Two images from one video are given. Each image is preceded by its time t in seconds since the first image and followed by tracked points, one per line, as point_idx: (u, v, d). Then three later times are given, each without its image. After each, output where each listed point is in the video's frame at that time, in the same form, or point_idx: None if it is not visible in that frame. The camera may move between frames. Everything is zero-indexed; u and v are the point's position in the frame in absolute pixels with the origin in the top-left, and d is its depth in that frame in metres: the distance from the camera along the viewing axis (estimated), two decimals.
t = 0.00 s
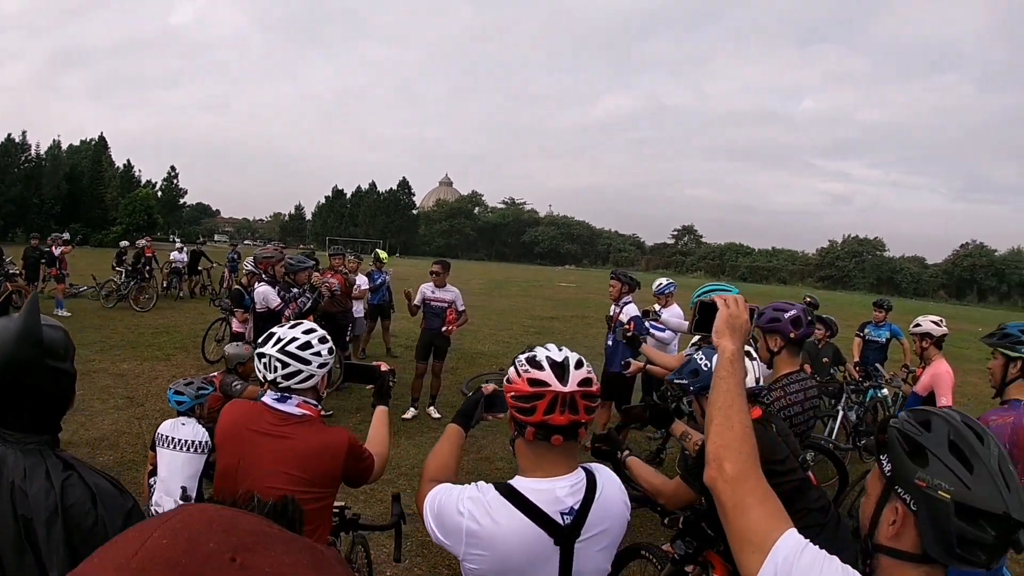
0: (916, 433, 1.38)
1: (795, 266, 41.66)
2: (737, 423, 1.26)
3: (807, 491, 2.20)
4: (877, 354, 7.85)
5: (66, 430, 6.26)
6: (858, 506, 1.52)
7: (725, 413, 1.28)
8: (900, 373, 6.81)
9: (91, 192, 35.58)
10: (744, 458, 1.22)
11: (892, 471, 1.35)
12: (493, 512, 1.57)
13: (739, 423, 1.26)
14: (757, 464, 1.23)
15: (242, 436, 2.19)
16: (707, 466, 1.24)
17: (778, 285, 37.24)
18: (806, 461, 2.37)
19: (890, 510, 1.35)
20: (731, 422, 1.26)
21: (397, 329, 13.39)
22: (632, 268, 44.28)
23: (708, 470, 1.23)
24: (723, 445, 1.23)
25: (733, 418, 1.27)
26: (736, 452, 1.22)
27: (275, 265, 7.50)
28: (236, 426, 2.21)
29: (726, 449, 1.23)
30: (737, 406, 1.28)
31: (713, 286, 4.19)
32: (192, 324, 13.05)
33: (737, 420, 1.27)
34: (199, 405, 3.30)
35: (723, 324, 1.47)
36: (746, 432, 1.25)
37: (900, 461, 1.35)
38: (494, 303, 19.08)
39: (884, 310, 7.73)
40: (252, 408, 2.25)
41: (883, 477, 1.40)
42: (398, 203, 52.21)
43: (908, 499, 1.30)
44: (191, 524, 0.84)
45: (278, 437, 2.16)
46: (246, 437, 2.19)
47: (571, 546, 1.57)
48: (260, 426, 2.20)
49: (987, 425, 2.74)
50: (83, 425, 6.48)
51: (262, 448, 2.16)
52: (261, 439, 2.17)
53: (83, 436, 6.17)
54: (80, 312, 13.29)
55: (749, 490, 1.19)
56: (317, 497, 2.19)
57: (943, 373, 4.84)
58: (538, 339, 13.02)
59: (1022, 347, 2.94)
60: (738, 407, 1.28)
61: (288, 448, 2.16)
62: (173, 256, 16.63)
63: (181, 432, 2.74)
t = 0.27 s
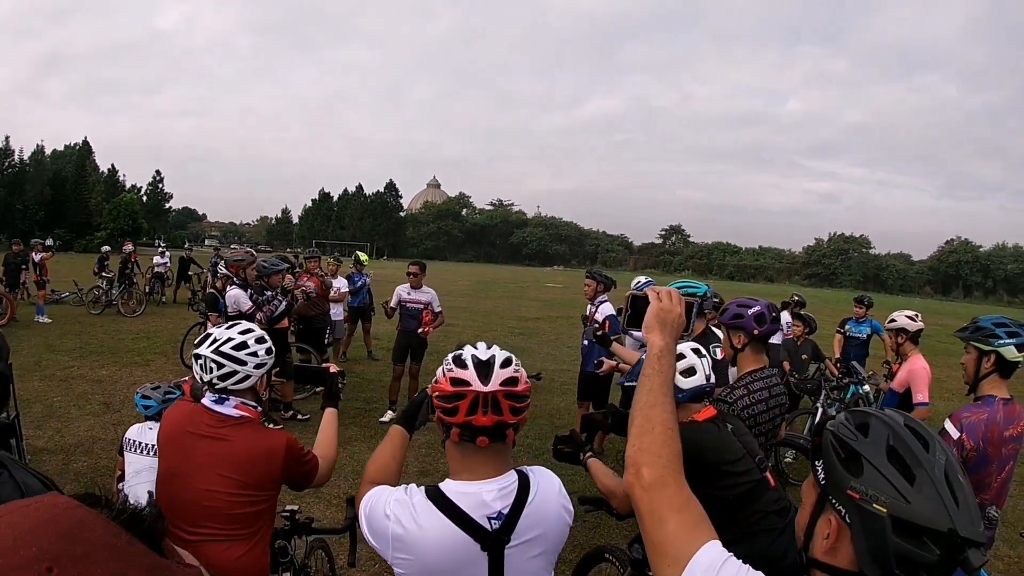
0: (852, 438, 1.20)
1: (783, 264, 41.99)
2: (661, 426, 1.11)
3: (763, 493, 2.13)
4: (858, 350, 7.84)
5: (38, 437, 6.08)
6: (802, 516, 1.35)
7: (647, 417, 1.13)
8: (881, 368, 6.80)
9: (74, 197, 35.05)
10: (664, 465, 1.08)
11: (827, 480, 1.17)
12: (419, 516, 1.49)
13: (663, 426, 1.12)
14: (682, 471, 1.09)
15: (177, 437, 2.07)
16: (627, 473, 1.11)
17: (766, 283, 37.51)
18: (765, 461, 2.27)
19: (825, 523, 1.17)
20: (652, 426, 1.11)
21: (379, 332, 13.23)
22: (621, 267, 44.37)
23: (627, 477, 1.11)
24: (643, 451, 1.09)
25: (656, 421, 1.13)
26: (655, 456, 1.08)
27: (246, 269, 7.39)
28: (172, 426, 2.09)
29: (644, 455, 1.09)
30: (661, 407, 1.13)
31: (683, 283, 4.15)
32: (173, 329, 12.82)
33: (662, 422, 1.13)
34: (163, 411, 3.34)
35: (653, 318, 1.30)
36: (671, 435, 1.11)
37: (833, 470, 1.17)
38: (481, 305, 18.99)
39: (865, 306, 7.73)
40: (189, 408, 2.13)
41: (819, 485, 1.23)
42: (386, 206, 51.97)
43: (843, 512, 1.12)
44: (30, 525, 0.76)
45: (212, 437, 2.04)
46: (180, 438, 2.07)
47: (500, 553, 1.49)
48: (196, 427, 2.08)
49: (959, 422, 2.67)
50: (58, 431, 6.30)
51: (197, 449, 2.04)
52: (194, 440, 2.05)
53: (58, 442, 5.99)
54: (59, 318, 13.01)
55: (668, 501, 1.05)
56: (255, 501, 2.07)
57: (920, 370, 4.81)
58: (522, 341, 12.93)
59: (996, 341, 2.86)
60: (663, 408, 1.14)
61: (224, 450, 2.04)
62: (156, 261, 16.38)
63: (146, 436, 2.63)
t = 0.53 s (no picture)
0: (835, 449, 1.08)
1: (786, 259, 41.77)
2: (631, 425, 0.99)
3: (750, 496, 2.05)
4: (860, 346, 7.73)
5: (33, 426, 6.03)
6: (779, 532, 1.23)
7: (615, 414, 1.00)
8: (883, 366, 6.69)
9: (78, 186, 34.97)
10: (631, 470, 0.96)
11: (807, 492, 1.05)
12: (381, 515, 1.41)
13: (633, 424, 0.99)
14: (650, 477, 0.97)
15: (144, 428, 1.99)
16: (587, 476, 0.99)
17: (770, 278, 37.29)
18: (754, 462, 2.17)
19: (804, 541, 1.05)
20: (619, 425, 0.99)
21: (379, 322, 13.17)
22: (624, 261, 44.22)
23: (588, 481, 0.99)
24: (608, 452, 0.97)
25: (624, 419, 1.00)
26: (621, 459, 0.96)
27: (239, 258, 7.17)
28: (140, 417, 2.01)
29: (609, 458, 0.97)
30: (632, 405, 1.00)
31: (679, 274, 4.04)
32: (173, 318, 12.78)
33: (631, 421, 1.00)
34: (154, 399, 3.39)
35: (626, 309, 1.18)
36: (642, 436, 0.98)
37: (814, 483, 1.05)
38: (482, 297, 18.89)
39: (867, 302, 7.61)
40: (159, 399, 2.06)
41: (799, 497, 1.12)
42: (390, 197, 51.77)
43: (823, 529, 1.00)
44: None
45: (177, 427, 1.96)
46: (147, 430, 1.99)
47: (465, 556, 1.41)
48: (164, 418, 1.99)
49: (960, 424, 2.56)
50: (52, 420, 6.25)
51: (164, 441, 1.96)
52: (162, 431, 1.97)
53: (52, 431, 5.94)
54: (59, 308, 12.97)
55: (632, 510, 0.93)
56: (224, 495, 1.97)
57: (921, 369, 4.70)
58: (524, 332, 12.86)
59: (999, 340, 2.76)
60: (633, 406, 1.01)
61: (191, 442, 1.95)
62: (157, 250, 16.30)
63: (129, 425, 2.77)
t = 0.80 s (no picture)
0: (852, 437, 1.02)
1: (799, 243, 41.28)
2: (633, 410, 0.94)
3: (760, 482, 2.00)
4: (873, 330, 7.61)
5: (44, 419, 6.10)
6: (788, 521, 1.19)
7: (616, 400, 0.95)
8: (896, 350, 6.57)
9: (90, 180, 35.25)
10: (633, 458, 0.91)
11: (820, 484, 1.00)
12: (379, 505, 1.39)
13: (636, 410, 0.94)
14: (654, 466, 0.92)
15: (145, 419, 1.97)
16: (588, 466, 0.94)
17: (783, 261, 36.90)
18: (765, 447, 2.11)
19: (817, 534, 1.00)
20: (621, 412, 0.94)
21: (389, 310, 13.19)
22: (635, 247, 43.95)
23: (588, 471, 0.94)
24: (608, 439, 0.92)
25: (626, 403, 0.95)
26: (623, 447, 0.91)
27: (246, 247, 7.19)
28: (141, 407, 1.99)
29: (609, 447, 0.92)
30: (635, 390, 0.95)
31: (689, 257, 3.96)
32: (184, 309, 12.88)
33: (633, 407, 0.95)
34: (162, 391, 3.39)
35: (629, 291, 1.13)
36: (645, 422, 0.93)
37: (829, 474, 0.99)
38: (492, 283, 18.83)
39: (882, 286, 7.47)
40: (160, 389, 2.04)
41: (811, 488, 1.07)
42: (399, 185, 51.73)
43: (837, 522, 0.96)
44: None
45: (179, 418, 1.94)
46: (149, 420, 1.97)
47: (466, 546, 1.38)
48: (165, 408, 1.97)
49: (978, 410, 2.50)
50: (64, 413, 6.31)
51: (166, 432, 1.94)
52: (162, 421, 1.95)
53: (63, 424, 6.00)
54: (73, 301, 13.10)
55: (634, 502, 0.89)
56: (226, 485, 1.95)
57: (936, 353, 4.60)
58: (534, 318, 12.82)
59: (1016, 323, 2.68)
60: (636, 390, 0.96)
61: (192, 432, 1.92)
62: (167, 242, 16.37)
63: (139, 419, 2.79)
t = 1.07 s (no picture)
0: (875, 440, 0.98)
1: (806, 235, 41.02)
2: (647, 412, 0.90)
3: (772, 478, 1.96)
4: (883, 323, 7.54)
5: (52, 419, 6.13)
6: (808, 523, 1.16)
7: (629, 401, 0.92)
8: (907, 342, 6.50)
9: (95, 179, 35.38)
10: (648, 461, 0.88)
11: (843, 486, 0.97)
12: (388, 507, 1.36)
13: (650, 411, 0.91)
14: (669, 470, 0.89)
15: (151, 420, 1.95)
16: (600, 469, 0.92)
17: (790, 252, 36.70)
18: (776, 443, 2.07)
19: (839, 539, 0.97)
20: (634, 414, 0.91)
21: (396, 305, 13.18)
22: (640, 240, 43.81)
23: (601, 474, 0.91)
24: (621, 442, 0.89)
25: (640, 404, 0.92)
26: (637, 450, 0.88)
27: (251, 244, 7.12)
28: (146, 408, 1.97)
29: (623, 450, 0.89)
30: (649, 391, 0.92)
31: (697, 250, 3.93)
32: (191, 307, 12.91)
33: (648, 407, 0.92)
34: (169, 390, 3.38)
35: (640, 287, 1.09)
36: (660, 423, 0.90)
37: (850, 477, 0.96)
38: (498, 277, 18.78)
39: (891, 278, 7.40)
40: (165, 390, 2.02)
41: (831, 491, 1.04)
42: (405, 180, 51.67)
43: (859, 525, 0.92)
44: None
45: (184, 420, 1.92)
46: (154, 421, 1.95)
47: (476, 548, 1.35)
48: (171, 409, 1.95)
49: (991, 405, 2.45)
50: (71, 413, 6.34)
51: (172, 433, 1.92)
52: (167, 423, 1.93)
53: (72, 423, 6.03)
54: (80, 300, 13.17)
55: (649, 506, 0.86)
56: (233, 486, 1.94)
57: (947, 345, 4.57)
58: (541, 312, 12.78)
59: None
60: (650, 390, 0.93)
61: (199, 433, 1.90)
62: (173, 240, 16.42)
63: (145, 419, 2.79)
